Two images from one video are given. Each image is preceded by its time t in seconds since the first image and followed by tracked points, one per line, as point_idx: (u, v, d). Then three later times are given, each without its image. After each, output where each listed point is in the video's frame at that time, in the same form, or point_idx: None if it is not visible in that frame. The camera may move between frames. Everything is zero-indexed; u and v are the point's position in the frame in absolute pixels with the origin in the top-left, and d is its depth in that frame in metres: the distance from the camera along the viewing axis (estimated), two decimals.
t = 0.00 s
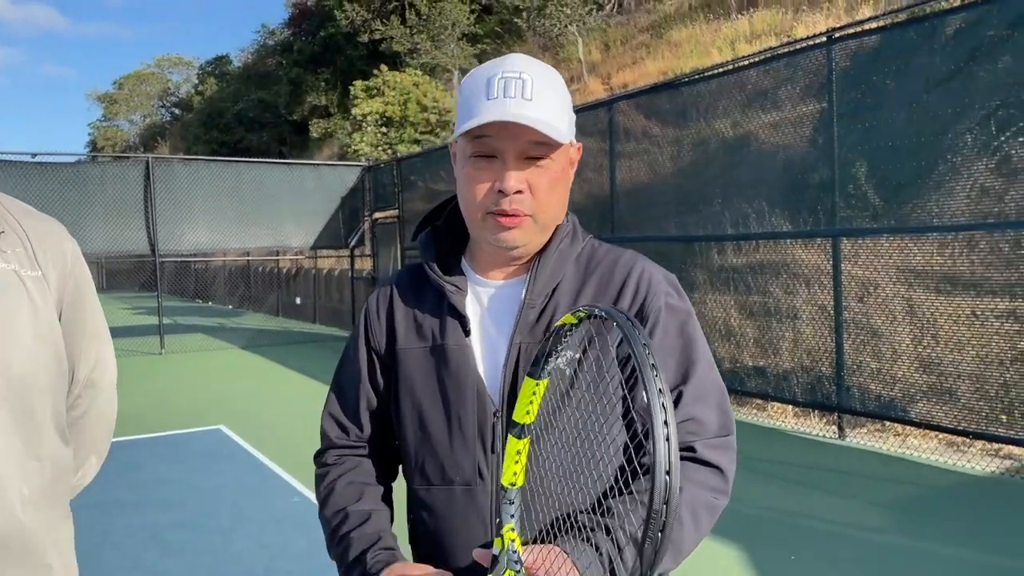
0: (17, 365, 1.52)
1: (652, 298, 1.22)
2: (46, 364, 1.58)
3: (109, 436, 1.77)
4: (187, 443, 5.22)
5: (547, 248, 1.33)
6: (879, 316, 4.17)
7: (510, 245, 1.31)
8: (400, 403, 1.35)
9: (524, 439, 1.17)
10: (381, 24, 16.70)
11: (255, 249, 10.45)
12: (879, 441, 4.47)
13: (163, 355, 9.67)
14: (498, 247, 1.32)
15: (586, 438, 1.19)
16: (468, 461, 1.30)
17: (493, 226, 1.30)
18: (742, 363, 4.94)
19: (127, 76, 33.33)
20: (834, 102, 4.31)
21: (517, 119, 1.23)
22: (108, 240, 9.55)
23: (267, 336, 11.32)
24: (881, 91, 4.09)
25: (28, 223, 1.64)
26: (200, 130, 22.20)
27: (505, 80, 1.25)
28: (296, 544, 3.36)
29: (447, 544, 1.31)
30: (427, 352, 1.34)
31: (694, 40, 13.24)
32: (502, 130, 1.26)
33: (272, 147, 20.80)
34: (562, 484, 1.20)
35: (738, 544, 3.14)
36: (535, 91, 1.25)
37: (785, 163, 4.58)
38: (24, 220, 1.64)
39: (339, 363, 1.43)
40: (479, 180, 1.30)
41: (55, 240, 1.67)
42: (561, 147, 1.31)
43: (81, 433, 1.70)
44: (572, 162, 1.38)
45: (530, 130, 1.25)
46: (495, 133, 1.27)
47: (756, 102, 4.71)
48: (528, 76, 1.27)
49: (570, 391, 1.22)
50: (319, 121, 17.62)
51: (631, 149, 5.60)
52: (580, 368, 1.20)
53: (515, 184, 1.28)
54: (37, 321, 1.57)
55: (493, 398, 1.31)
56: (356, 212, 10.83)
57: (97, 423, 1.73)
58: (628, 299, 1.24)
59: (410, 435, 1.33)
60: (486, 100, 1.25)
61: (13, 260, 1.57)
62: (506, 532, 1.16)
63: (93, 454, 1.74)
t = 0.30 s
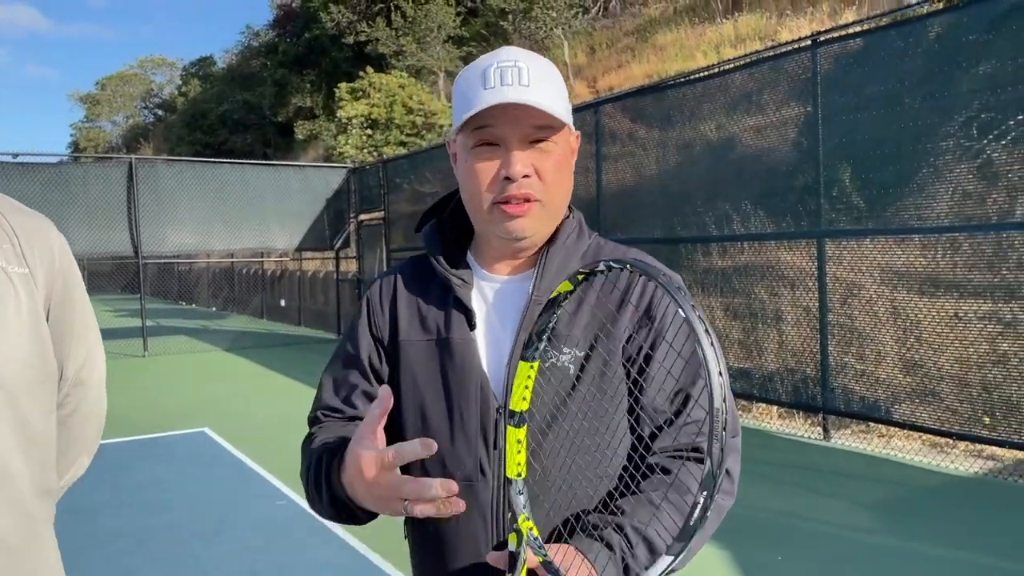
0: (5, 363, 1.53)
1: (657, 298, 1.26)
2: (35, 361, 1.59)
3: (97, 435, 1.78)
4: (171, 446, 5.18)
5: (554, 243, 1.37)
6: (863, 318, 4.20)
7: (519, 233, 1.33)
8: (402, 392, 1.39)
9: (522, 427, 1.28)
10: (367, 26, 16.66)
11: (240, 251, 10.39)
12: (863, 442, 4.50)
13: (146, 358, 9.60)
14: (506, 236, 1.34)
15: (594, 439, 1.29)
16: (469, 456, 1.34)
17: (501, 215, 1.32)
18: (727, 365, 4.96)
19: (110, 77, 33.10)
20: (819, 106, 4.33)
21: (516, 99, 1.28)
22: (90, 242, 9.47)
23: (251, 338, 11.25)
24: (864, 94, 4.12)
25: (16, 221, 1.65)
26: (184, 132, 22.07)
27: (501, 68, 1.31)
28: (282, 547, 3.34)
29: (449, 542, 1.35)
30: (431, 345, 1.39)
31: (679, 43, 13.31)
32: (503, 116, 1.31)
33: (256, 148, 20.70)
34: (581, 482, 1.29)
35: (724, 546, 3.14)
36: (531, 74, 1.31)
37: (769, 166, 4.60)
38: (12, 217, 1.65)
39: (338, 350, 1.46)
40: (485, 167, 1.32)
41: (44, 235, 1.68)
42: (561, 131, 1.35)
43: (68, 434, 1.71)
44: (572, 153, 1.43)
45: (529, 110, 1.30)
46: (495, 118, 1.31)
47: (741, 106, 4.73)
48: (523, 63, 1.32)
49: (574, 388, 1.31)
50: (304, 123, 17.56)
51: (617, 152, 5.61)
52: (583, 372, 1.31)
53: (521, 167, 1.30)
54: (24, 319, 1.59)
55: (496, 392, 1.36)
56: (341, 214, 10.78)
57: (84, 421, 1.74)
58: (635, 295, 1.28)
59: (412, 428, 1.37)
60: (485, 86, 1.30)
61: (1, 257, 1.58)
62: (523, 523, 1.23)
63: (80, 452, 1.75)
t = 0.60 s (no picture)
0: None
1: (663, 302, 1.33)
2: (22, 353, 1.68)
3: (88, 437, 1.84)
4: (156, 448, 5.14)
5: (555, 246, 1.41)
6: (848, 320, 4.23)
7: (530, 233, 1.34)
8: (400, 390, 1.40)
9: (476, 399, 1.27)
10: (354, 27, 16.63)
11: (227, 252, 10.35)
12: (850, 444, 4.52)
13: (131, 359, 9.53)
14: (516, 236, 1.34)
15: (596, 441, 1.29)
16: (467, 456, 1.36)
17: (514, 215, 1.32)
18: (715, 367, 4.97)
19: (96, 76, 32.89)
20: (807, 109, 4.35)
21: (537, 99, 1.28)
22: (75, 242, 9.39)
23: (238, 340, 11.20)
24: (850, 98, 4.15)
25: (8, 222, 1.76)
26: (170, 132, 21.95)
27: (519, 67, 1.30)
28: (269, 549, 3.32)
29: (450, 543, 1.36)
30: (430, 343, 1.40)
31: (667, 46, 13.37)
32: (520, 116, 1.30)
33: (243, 149, 20.62)
34: (579, 484, 1.27)
35: (713, 546, 3.15)
36: (547, 74, 1.31)
37: (756, 169, 4.62)
38: (5, 219, 1.77)
39: (333, 345, 1.44)
40: (499, 165, 1.31)
41: (32, 237, 1.79)
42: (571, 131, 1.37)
43: (58, 433, 1.78)
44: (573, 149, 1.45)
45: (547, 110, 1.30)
46: (512, 119, 1.30)
47: (728, 108, 4.74)
48: (538, 63, 1.32)
49: (573, 387, 1.32)
50: (292, 124, 17.50)
51: (604, 154, 5.62)
52: (583, 372, 1.32)
53: (536, 168, 1.30)
54: (12, 313, 1.68)
55: (496, 392, 1.33)
56: (328, 215, 10.74)
57: (74, 421, 1.80)
58: (639, 297, 1.35)
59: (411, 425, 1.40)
60: (504, 84, 1.28)
61: None
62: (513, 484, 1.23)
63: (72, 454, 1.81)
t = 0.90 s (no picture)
0: None
1: (662, 309, 1.33)
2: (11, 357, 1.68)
3: (75, 437, 1.86)
4: (145, 449, 5.11)
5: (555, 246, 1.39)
6: (838, 322, 4.26)
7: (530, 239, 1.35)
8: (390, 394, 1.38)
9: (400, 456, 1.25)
10: (346, 27, 16.60)
11: (216, 253, 10.31)
12: (839, 445, 4.55)
13: (120, 360, 9.47)
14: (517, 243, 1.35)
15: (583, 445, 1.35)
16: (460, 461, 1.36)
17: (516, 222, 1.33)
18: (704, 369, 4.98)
19: (85, 76, 32.83)
20: (797, 113, 4.37)
21: (544, 106, 1.28)
22: (63, 243, 9.34)
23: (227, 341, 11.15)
24: (840, 101, 4.17)
25: None
26: (159, 132, 21.84)
27: (524, 75, 1.30)
28: (259, 551, 3.31)
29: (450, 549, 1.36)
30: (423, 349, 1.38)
31: (658, 48, 13.41)
32: (525, 125, 1.30)
33: (233, 150, 20.56)
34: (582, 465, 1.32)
35: (703, 549, 3.16)
36: (551, 80, 1.32)
37: (746, 172, 4.64)
38: None
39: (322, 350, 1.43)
40: (503, 174, 1.30)
41: (20, 236, 1.77)
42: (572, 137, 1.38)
43: (47, 433, 1.79)
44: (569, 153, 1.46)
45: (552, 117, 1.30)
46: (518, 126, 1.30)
47: (719, 112, 4.75)
48: (542, 71, 1.33)
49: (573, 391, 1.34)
50: (282, 124, 17.46)
51: (594, 156, 5.63)
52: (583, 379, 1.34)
53: (542, 176, 1.31)
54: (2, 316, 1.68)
55: (492, 396, 1.35)
56: (319, 216, 10.71)
57: (63, 421, 1.82)
58: (640, 303, 1.33)
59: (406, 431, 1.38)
60: (510, 92, 1.28)
61: None
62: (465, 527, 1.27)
63: (60, 453, 1.82)
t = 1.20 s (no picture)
0: None
1: (656, 313, 1.33)
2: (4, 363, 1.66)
3: (68, 438, 1.84)
4: (136, 450, 5.10)
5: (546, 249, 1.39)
6: (831, 323, 4.27)
7: (516, 243, 1.35)
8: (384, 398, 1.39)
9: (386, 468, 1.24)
10: (340, 28, 16.58)
11: (209, 253, 10.28)
12: (831, 447, 4.56)
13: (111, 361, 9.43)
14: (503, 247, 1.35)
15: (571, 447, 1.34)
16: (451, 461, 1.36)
17: (500, 227, 1.33)
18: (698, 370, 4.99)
19: (78, 75, 32.77)
20: (790, 115, 4.38)
21: (523, 112, 1.28)
22: (54, 243, 9.30)
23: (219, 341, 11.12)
24: (833, 104, 4.19)
25: None
26: (152, 131, 21.77)
27: (505, 80, 1.30)
28: (252, 552, 3.30)
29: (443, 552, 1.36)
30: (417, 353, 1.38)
31: (652, 50, 13.45)
32: (506, 130, 1.30)
33: (226, 150, 20.51)
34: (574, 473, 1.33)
35: (696, 550, 3.16)
36: (534, 86, 1.31)
37: (740, 174, 4.64)
38: None
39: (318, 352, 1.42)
40: (485, 180, 1.30)
41: (11, 235, 1.74)
42: (559, 142, 1.36)
43: (39, 436, 1.78)
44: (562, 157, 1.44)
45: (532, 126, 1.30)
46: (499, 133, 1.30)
47: (712, 114, 4.76)
48: (526, 76, 1.32)
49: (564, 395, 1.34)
50: (276, 124, 17.44)
51: (588, 158, 5.63)
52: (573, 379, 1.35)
53: (523, 182, 1.30)
54: None
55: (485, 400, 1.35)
56: (312, 216, 10.69)
57: (55, 422, 1.81)
58: (631, 307, 1.33)
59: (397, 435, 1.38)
60: (491, 99, 1.28)
61: None
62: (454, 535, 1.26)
63: (55, 454, 1.82)
